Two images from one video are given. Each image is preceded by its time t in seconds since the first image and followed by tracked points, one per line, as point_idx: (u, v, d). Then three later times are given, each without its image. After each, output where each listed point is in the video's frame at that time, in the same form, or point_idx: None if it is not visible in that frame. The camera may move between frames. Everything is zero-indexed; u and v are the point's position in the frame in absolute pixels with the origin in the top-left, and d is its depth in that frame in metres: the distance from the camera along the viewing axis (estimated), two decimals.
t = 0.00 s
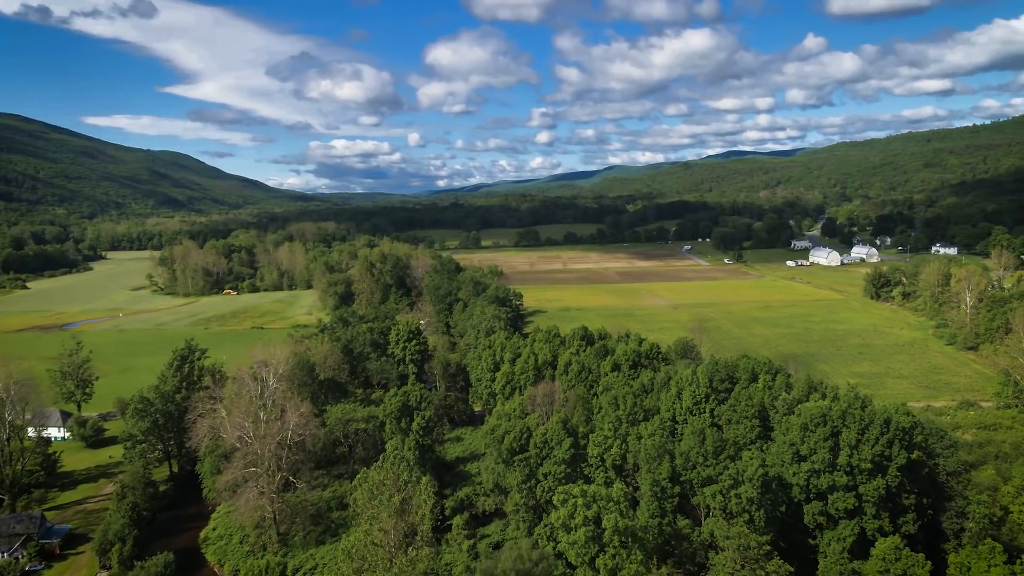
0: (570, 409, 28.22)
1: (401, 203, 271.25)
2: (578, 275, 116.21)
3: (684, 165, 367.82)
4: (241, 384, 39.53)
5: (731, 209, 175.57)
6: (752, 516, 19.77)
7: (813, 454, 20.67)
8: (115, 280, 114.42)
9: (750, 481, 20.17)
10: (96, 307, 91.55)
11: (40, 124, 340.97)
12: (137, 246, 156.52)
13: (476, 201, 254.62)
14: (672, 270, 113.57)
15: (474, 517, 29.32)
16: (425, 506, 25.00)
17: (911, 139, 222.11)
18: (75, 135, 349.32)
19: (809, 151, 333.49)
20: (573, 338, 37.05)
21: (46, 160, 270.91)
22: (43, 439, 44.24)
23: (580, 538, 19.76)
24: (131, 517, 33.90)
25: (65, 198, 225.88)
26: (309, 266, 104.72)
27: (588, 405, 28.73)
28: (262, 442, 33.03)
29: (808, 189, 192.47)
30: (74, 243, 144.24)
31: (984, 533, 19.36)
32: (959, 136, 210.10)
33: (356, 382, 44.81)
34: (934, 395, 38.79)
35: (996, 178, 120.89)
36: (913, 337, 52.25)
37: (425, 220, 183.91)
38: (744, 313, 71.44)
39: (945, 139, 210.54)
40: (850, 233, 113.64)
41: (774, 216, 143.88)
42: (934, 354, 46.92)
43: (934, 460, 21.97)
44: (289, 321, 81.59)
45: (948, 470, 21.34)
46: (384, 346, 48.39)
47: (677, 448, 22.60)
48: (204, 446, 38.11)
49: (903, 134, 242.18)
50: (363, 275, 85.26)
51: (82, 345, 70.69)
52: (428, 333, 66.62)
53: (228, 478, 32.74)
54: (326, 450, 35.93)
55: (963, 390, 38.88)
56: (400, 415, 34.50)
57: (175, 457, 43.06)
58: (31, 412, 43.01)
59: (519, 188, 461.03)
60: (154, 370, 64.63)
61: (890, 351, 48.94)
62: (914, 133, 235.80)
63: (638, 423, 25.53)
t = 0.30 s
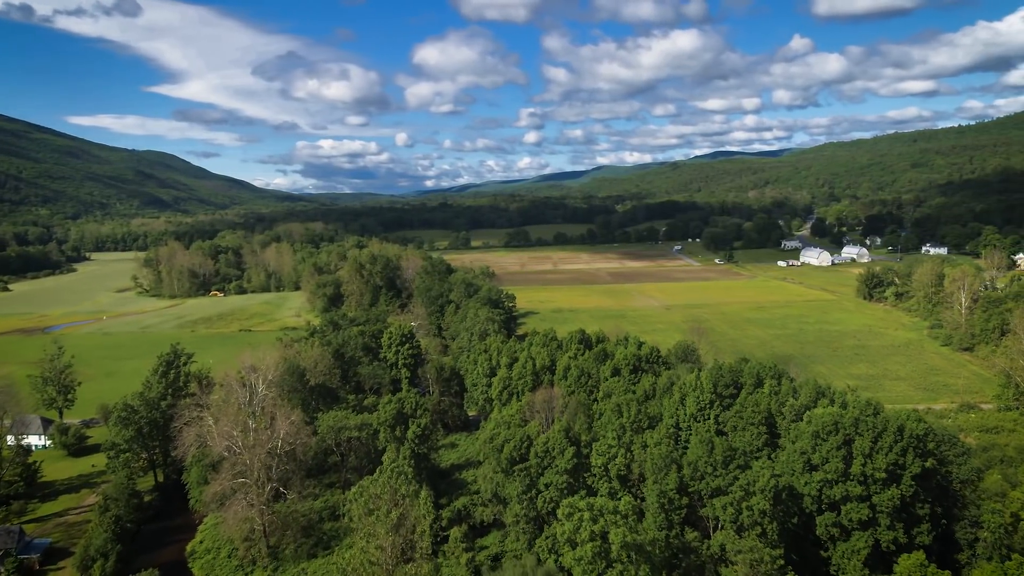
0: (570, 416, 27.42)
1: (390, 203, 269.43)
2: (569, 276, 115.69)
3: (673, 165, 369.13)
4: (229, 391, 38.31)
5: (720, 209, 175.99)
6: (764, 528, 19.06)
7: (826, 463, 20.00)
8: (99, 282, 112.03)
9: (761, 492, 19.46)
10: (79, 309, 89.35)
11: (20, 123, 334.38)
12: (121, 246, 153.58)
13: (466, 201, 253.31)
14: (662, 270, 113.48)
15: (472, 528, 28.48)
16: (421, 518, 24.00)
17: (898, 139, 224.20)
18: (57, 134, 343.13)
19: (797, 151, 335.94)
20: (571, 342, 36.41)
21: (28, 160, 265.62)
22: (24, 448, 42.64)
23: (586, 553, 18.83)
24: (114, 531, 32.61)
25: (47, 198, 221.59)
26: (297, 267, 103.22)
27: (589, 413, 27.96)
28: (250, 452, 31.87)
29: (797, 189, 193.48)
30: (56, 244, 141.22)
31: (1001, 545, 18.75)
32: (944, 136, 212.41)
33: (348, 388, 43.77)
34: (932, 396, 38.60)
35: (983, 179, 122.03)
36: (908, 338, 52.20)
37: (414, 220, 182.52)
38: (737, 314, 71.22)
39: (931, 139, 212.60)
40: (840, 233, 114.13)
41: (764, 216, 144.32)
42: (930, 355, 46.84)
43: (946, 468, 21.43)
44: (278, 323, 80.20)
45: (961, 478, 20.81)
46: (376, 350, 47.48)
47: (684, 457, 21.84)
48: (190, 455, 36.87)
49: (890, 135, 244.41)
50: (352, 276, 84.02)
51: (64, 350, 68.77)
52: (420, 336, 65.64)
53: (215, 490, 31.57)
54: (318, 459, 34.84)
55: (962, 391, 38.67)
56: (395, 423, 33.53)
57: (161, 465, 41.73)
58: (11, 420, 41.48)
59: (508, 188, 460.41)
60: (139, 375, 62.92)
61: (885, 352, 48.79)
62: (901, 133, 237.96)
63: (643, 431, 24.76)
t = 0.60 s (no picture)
0: (572, 425, 26.58)
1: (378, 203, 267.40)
2: (559, 276, 115.12)
3: (662, 166, 370.35)
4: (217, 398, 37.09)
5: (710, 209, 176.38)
6: (778, 542, 18.39)
7: (839, 473, 19.36)
8: (82, 284, 109.47)
9: (775, 505, 18.75)
10: (61, 312, 87.05)
11: None
12: (106, 248, 150.36)
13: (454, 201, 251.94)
14: (653, 271, 113.25)
15: (470, 541, 27.60)
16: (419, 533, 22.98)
17: (885, 140, 226.27)
18: (40, 133, 336.65)
19: (784, 151, 338.39)
20: (569, 346, 35.71)
21: (8, 159, 260.07)
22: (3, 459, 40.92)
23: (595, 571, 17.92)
24: (96, 546, 31.24)
25: (28, 198, 217.03)
26: (285, 269, 101.59)
27: (591, 421, 27.15)
28: (240, 463, 30.71)
29: (785, 189, 194.47)
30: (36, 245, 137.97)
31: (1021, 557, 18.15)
32: (930, 137, 214.73)
33: (339, 394, 42.68)
34: (932, 399, 38.32)
35: (970, 179, 123.17)
36: (904, 339, 52.03)
37: (403, 220, 180.99)
38: (730, 315, 70.93)
39: (918, 140, 214.67)
40: (829, 233, 114.56)
41: (753, 216, 144.75)
42: (927, 356, 46.65)
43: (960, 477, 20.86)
44: (266, 326, 78.63)
45: (975, 486, 20.25)
46: (369, 355, 46.43)
47: (693, 468, 21.03)
48: (176, 466, 35.54)
49: (877, 135, 246.58)
50: (341, 278, 82.64)
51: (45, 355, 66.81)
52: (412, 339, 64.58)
53: (203, 503, 30.38)
54: (309, 468, 33.76)
55: (962, 394, 38.44)
56: (389, 432, 32.59)
57: (146, 476, 40.27)
58: None
59: (497, 188, 459.75)
60: (124, 380, 61.23)
61: (882, 354, 48.53)
62: (888, 133, 239.80)
63: (649, 441, 23.96)
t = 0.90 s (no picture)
0: (574, 434, 25.72)
1: (366, 204, 265.57)
2: (550, 277, 114.48)
3: (650, 166, 371.61)
4: (204, 406, 35.86)
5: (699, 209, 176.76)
6: (795, 558, 17.71)
7: (855, 483, 18.63)
8: (64, 285, 106.94)
9: (791, 518, 17.97)
10: (43, 315, 84.78)
11: None
12: (90, 249, 147.17)
13: (443, 201, 250.63)
14: (644, 271, 112.97)
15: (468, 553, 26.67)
16: (418, 548, 22.01)
17: (871, 141, 228.26)
18: (21, 131, 329.96)
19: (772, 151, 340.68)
20: (567, 350, 35.04)
21: None
22: None
23: None
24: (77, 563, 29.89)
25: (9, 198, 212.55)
26: (272, 270, 99.90)
27: (594, 431, 26.31)
28: (229, 475, 29.59)
29: (773, 189, 195.48)
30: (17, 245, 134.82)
31: None
32: (917, 137, 216.96)
33: (330, 400, 41.59)
34: (931, 402, 38.03)
35: (956, 180, 124.24)
36: (900, 340, 51.82)
37: (391, 221, 179.37)
38: (724, 316, 70.62)
39: (904, 141, 216.86)
40: (819, 233, 114.88)
41: (743, 216, 145.09)
42: (923, 358, 46.48)
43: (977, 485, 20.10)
44: (254, 329, 77.01)
45: (992, 496, 19.55)
46: (361, 360, 45.40)
47: (704, 479, 20.20)
48: (162, 475, 34.26)
49: (863, 135, 248.88)
50: (330, 279, 81.20)
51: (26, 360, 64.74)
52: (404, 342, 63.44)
53: (190, 516, 29.19)
54: (300, 479, 32.58)
55: (962, 397, 38.14)
56: (385, 441, 31.59)
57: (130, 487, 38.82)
58: None
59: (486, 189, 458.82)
60: (109, 385, 59.46)
61: (877, 356, 48.33)
62: (875, 134, 242.08)
63: (656, 450, 23.10)
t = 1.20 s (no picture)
0: (577, 443, 24.94)
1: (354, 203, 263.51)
2: (541, 278, 113.82)
3: (638, 166, 372.53)
4: (192, 414, 34.63)
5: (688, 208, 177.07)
6: (814, 573, 17.10)
7: (873, 495, 18.00)
8: (45, 287, 104.37)
9: (809, 532, 17.29)
10: (24, 318, 82.44)
11: None
12: (73, 250, 143.96)
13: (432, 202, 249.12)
14: (635, 272, 112.64)
15: (468, 567, 25.60)
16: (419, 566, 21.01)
17: (857, 141, 230.39)
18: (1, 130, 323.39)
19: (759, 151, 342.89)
20: (566, 354, 34.34)
21: None
22: None
23: None
24: None
25: None
26: (260, 272, 98.22)
27: (598, 440, 25.55)
28: (219, 487, 28.51)
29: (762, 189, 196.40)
30: None
31: None
32: (903, 138, 219.25)
33: (322, 407, 40.55)
34: (931, 404, 37.82)
35: (943, 180, 125.38)
36: (896, 341, 51.73)
37: (379, 221, 177.72)
38: (717, 317, 70.31)
39: (890, 141, 218.98)
40: (809, 233, 115.24)
41: (732, 216, 145.45)
42: (920, 359, 46.34)
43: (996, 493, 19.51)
44: (242, 331, 75.50)
45: (1011, 505, 18.96)
46: (353, 365, 44.34)
47: (716, 491, 19.46)
48: (147, 487, 32.91)
49: (850, 136, 251.12)
50: (319, 280, 79.84)
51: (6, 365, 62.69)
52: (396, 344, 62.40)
53: (177, 531, 27.97)
54: (291, 490, 31.50)
55: (962, 399, 37.95)
56: (381, 451, 30.55)
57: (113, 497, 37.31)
58: None
59: (474, 189, 457.79)
60: (93, 390, 57.71)
61: (874, 357, 48.18)
62: (861, 135, 244.51)
63: (663, 459, 22.38)
